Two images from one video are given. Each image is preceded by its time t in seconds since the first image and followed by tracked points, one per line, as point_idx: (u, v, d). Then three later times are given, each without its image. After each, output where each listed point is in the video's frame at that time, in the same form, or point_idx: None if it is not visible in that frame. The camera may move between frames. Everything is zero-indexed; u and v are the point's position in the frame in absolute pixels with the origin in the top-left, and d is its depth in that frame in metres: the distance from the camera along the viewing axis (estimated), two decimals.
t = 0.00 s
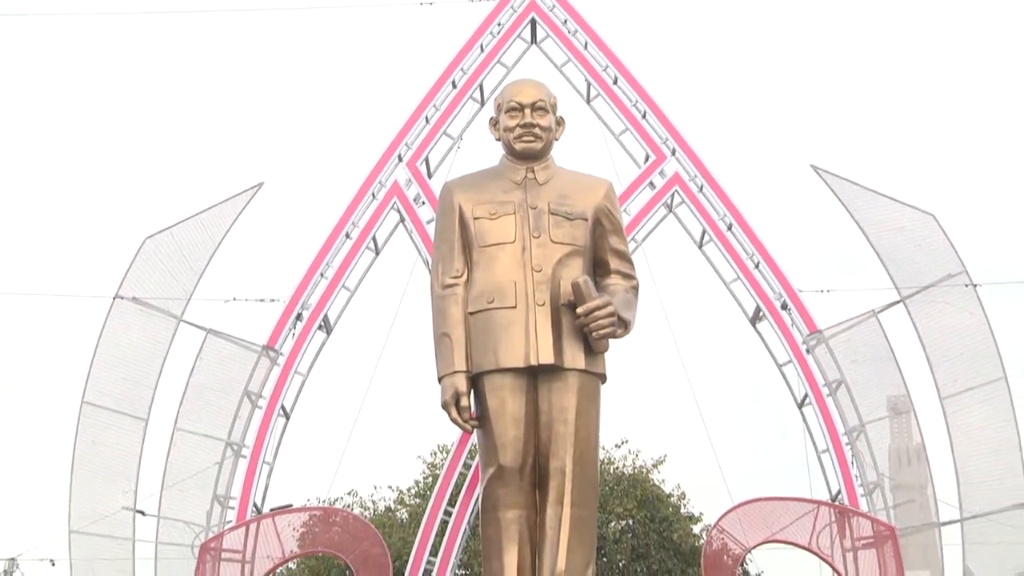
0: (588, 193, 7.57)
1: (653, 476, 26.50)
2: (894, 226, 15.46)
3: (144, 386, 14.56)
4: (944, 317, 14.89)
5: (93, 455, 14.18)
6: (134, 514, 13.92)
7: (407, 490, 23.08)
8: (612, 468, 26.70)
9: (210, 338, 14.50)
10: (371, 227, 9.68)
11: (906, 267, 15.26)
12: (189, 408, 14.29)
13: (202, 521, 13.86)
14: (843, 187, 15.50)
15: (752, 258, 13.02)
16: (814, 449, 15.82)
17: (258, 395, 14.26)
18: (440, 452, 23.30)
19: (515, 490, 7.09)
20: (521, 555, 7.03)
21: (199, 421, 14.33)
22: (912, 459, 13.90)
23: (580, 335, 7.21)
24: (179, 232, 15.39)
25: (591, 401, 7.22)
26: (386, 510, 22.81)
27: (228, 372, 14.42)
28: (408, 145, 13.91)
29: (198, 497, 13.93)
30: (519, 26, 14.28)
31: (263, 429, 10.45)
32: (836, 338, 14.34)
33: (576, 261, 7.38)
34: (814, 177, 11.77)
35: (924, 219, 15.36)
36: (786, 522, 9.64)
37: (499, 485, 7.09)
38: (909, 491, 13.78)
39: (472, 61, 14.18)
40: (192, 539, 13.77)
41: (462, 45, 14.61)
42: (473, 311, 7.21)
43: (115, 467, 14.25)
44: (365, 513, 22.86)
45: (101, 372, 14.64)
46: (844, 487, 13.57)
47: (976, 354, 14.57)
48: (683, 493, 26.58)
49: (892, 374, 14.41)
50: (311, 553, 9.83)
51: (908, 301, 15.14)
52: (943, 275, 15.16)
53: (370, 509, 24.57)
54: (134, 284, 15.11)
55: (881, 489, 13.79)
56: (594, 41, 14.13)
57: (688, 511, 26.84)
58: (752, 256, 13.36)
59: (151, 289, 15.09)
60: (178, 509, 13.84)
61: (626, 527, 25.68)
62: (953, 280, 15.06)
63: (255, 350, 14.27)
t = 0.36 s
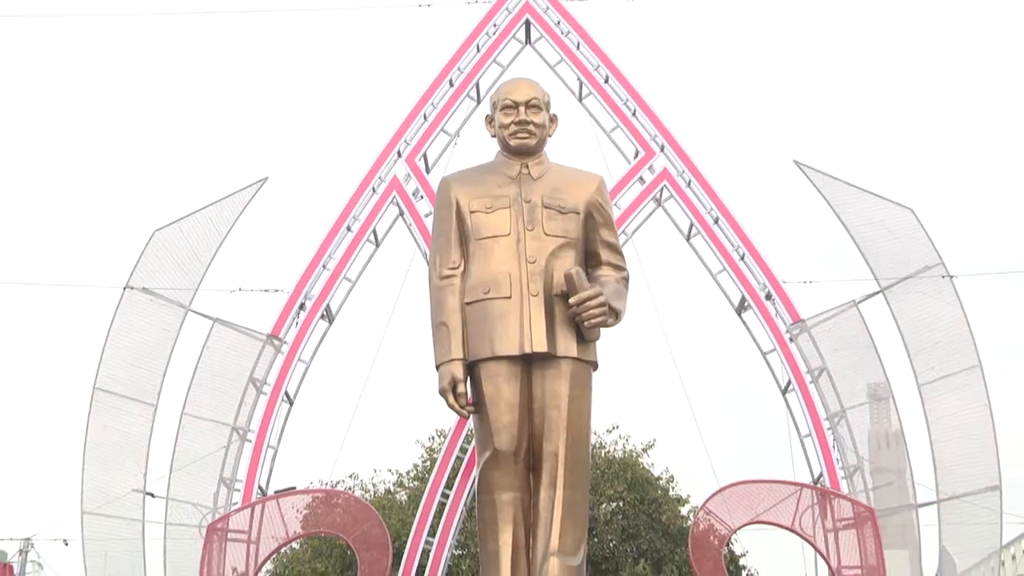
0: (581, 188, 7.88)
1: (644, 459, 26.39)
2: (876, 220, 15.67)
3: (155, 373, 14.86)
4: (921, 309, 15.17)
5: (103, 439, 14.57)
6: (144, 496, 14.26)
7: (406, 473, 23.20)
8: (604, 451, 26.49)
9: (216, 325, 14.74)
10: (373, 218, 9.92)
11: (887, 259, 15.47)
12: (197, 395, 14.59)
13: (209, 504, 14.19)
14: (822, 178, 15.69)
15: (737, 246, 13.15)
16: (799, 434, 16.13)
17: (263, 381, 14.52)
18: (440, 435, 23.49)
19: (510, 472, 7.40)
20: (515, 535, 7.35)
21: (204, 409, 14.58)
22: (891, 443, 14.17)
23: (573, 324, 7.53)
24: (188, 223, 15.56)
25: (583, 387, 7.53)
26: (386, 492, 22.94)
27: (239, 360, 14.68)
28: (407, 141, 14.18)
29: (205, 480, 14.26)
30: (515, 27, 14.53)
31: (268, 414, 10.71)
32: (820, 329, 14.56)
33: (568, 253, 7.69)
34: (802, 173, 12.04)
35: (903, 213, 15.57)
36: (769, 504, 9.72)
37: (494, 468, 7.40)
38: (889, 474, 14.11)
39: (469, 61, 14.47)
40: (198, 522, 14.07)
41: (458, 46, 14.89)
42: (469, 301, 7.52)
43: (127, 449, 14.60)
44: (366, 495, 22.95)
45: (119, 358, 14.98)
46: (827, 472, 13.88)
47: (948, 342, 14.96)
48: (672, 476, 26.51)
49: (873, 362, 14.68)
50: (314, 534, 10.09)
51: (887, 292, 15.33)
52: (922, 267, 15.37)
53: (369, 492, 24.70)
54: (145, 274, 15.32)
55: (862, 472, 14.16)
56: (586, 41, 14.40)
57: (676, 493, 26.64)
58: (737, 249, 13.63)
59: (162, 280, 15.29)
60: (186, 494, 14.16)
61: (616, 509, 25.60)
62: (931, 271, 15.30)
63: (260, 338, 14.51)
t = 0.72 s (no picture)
0: (578, 183, 8.20)
1: (639, 442, 26.13)
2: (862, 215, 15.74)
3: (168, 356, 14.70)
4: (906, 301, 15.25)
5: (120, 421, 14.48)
6: (160, 478, 14.27)
7: (411, 456, 23.38)
8: (603, 434, 26.15)
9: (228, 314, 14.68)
10: (378, 211, 9.96)
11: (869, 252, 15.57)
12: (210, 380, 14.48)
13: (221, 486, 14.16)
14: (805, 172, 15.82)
15: (726, 240, 13.20)
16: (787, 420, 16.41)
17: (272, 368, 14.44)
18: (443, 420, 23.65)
19: (510, 456, 7.75)
20: (514, 516, 7.69)
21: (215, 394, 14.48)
22: (877, 428, 14.26)
23: (570, 313, 7.86)
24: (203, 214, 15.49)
25: (580, 375, 7.87)
26: (391, 476, 23.14)
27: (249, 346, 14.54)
28: (410, 138, 14.48)
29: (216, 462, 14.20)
30: (514, 28, 14.83)
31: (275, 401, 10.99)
32: (807, 316, 14.67)
33: (565, 246, 8.02)
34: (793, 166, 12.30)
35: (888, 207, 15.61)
36: (757, 480, 8.86)
37: (495, 452, 7.74)
38: (873, 457, 14.19)
39: (470, 61, 14.78)
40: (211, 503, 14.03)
41: (459, 47, 15.21)
42: (470, 291, 7.85)
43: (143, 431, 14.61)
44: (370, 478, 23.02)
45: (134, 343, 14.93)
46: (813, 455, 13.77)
47: (935, 335, 15.09)
48: (666, 459, 26.31)
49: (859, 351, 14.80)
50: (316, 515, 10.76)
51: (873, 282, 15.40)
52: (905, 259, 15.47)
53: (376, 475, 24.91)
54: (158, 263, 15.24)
55: (847, 454, 14.19)
56: (582, 42, 14.69)
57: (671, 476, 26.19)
58: (729, 242, 13.49)
59: (177, 270, 15.22)
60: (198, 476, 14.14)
61: (612, 491, 25.31)
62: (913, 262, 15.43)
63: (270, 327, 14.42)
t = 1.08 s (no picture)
0: (570, 162, 8.56)
1: (629, 412, 26.41)
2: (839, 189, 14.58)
3: (174, 325, 13.36)
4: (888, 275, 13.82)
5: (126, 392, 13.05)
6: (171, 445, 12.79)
7: (410, 424, 23.71)
8: (593, 404, 26.51)
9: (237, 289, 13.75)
10: (376, 191, 9.91)
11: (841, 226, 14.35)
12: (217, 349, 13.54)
13: (229, 453, 13.22)
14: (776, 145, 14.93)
15: (715, 215, 13.40)
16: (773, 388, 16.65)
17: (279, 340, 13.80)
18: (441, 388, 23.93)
19: (504, 424, 8.10)
20: (509, 482, 8.04)
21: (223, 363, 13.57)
22: (856, 397, 13.15)
23: (563, 287, 8.20)
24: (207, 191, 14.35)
25: (572, 346, 8.22)
26: (391, 443, 23.47)
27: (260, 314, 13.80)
28: (410, 119, 14.80)
29: (226, 431, 13.27)
30: (509, 14, 15.15)
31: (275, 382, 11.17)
32: (789, 290, 14.17)
33: (558, 222, 8.36)
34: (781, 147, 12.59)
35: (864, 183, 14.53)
36: (739, 445, 8.52)
37: (490, 420, 8.10)
38: (851, 424, 12.99)
39: (467, 44, 15.12)
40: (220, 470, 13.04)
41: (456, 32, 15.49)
42: (467, 266, 8.20)
43: (125, 412, 12.85)
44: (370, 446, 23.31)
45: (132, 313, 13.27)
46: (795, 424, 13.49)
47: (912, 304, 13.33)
48: (654, 427, 26.59)
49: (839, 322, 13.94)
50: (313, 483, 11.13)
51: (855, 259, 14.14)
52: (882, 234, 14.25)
53: (376, 443, 25.27)
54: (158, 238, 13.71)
55: (828, 422, 13.27)
56: (575, 27, 15.04)
57: (659, 443, 26.46)
58: (715, 218, 13.68)
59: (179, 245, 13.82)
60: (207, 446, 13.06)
61: (603, 457, 25.45)
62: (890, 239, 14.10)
63: (276, 300, 13.71)
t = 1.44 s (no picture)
0: (565, 161, 8.93)
1: (621, 400, 26.79)
2: (822, 186, 14.55)
3: (185, 315, 13.38)
4: (869, 271, 13.76)
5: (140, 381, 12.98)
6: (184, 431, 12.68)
7: (411, 411, 24.10)
8: (585, 392, 26.93)
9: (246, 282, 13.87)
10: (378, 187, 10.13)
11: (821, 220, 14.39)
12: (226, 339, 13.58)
13: (238, 439, 13.30)
14: (758, 142, 15.14)
15: (704, 212, 13.72)
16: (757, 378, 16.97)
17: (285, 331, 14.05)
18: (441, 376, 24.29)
19: (501, 411, 8.47)
20: (506, 466, 8.42)
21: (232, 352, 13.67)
22: (838, 387, 13.18)
23: (558, 281, 8.57)
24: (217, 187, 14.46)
25: (566, 337, 8.60)
26: (392, 430, 23.87)
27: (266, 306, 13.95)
28: (411, 119, 15.11)
29: (234, 418, 13.41)
30: (507, 19, 15.47)
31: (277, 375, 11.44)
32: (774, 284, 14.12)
33: (553, 218, 8.73)
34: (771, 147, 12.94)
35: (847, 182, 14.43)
36: (726, 431, 8.92)
37: (488, 408, 8.48)
38: (834, 413, 13.07)
39: (466, 48, 15.45)
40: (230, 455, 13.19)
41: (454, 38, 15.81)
42: (466, 261, 8.58)
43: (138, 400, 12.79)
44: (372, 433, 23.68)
45: (145, 304, 13.26)
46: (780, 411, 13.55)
47: (890, 297, 13.38)
48: (644, 414, 27.02)
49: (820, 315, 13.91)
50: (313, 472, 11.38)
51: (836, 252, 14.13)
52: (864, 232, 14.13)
53: (378, 429, 25.69)
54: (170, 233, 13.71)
55: (810, 410, 13.36)
56: (570, 31, 15.39)
57: (649, 430, 26.89)
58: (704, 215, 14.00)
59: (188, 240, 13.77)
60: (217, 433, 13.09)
61: (595, 444, 25.82)
62: (870, 235, 14.02)
63: (282, 292, 14.00)
